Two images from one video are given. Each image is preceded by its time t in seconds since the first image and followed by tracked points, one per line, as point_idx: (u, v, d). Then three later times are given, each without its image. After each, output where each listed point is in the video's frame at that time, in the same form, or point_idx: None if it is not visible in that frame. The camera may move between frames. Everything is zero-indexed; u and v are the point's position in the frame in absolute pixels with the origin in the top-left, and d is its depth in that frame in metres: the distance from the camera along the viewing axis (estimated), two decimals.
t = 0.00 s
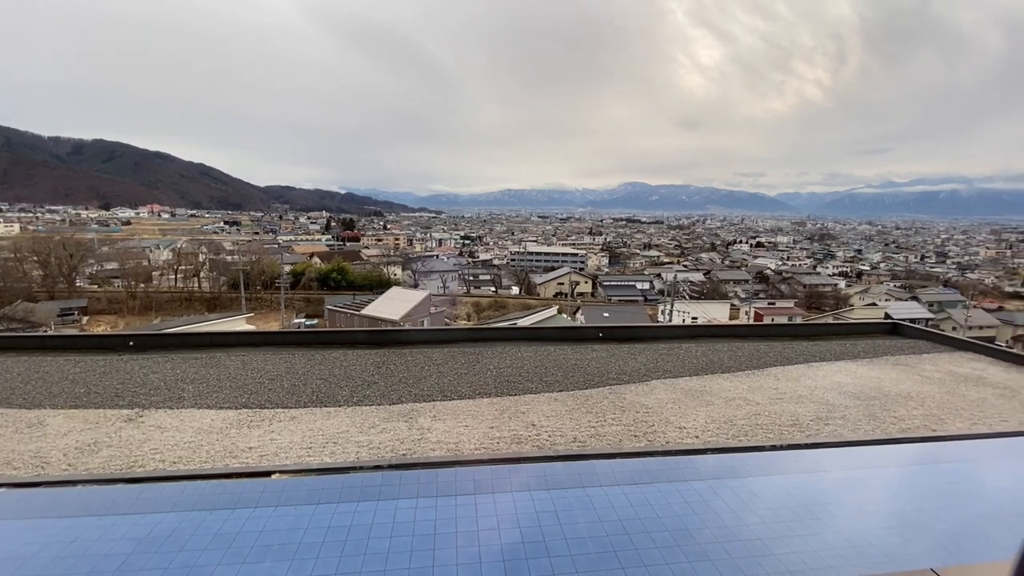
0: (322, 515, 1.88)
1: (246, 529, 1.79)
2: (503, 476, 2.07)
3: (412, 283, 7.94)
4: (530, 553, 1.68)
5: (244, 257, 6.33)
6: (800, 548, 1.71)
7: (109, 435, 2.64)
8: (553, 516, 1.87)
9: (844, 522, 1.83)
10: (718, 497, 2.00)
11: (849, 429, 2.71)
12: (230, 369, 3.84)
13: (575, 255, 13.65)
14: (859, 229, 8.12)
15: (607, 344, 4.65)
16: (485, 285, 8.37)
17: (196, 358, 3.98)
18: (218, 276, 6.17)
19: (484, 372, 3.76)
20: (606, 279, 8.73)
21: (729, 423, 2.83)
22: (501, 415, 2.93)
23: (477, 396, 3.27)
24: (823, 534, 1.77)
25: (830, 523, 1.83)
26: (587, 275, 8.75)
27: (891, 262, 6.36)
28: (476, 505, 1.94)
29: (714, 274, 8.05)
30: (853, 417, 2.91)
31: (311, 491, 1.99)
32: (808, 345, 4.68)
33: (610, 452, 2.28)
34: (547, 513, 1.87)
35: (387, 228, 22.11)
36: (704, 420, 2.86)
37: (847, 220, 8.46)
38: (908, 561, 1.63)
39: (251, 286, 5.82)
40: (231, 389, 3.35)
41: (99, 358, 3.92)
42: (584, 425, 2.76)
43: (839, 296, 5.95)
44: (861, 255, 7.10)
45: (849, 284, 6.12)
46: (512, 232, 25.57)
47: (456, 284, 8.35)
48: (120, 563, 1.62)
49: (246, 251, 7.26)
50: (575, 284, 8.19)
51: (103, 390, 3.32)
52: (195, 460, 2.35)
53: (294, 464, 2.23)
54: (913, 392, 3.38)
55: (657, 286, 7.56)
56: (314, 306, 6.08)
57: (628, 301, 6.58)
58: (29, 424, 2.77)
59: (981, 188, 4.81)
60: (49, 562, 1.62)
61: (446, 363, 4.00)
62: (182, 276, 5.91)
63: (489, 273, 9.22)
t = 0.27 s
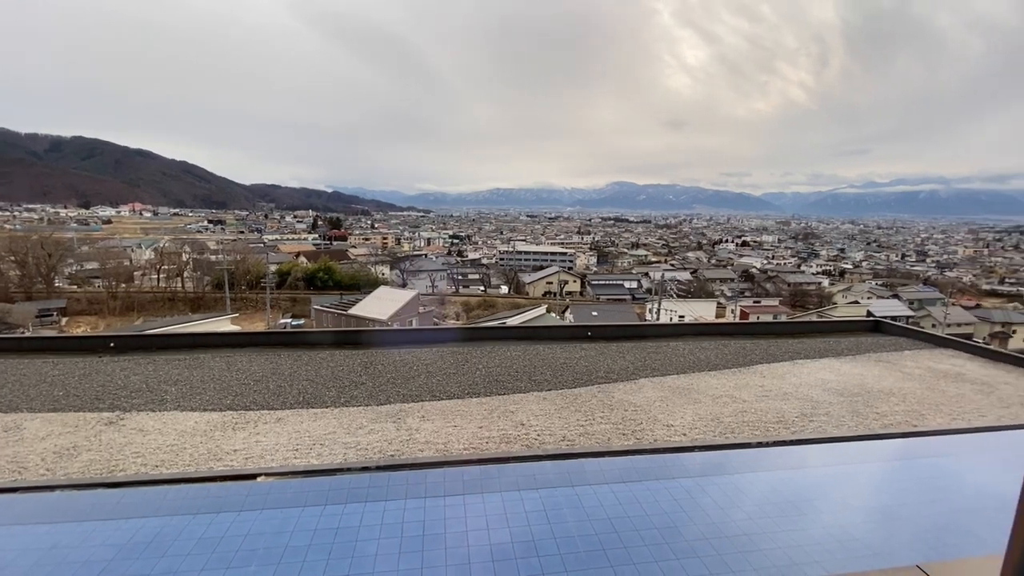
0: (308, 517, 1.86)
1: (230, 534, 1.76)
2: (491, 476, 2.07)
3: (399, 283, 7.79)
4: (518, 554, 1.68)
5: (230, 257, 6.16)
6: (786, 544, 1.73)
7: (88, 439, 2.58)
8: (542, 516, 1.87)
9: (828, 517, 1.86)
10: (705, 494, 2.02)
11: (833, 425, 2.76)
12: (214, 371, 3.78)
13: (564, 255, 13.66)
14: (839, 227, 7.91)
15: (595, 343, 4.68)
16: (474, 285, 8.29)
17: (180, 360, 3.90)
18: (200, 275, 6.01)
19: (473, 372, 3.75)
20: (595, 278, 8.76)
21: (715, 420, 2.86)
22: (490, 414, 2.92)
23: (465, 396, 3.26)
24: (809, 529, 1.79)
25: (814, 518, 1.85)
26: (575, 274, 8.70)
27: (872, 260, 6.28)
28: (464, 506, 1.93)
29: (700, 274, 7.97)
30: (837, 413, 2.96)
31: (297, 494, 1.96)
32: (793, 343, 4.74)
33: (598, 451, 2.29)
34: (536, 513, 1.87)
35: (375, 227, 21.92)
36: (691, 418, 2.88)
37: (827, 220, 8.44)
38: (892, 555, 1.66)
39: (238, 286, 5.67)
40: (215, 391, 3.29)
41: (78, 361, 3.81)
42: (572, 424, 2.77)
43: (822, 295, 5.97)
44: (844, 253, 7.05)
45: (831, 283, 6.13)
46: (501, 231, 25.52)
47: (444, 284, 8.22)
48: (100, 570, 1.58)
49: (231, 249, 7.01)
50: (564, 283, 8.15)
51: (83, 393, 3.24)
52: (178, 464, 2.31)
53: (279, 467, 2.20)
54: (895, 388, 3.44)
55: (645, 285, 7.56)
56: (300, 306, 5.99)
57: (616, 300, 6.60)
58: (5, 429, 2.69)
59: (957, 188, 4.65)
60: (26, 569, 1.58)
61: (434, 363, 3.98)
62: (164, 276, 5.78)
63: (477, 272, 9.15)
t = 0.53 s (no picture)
0: (296, 520, 1.84)
1: (216, 537, 1.73)
2: (481, 477, 2.06)
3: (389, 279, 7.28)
4: (509, 554, 1.67)
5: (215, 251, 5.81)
6: (773, 539, 1.75)
7: (68, 443, 2.51)
8: (532, 515, 1.87)
9: (813, 512, 1.88)
10: (693, 491, 2.03)
11: (818, 421, 2.80)
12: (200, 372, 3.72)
13: (553, 254, 13.63)
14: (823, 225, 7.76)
15: (584, 341, 4.72)
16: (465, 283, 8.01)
17: (164, 362, 3.84)
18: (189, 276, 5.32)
19: (461, 371, 3.74)
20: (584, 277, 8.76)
21: (703, 417, 2.88)
22: (479, 413, 2.91)
23: (454, 395, 3.24)
24: (794, 523, 1.82)
25: (799, 513, 1.88)
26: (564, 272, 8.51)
27: (855, 258, 6.14)
28: (453, 506, 1.92)
29: (687, 271, 7.65)
30: (821, 409, 3.00)
31: (284, 497, 1.94)
32: (779, 341, 4.80)
33: (588, 449, 2.30)
34: (526, 513, 1.87)
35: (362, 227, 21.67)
36: (679, 415, 2.90)
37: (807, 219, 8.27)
38: (875, 549, 1.69)
39: (224, 283, 5.39)
40: (200, 393, 3.24)
41: (58, 364, 3.72)
42: (562, 422, 2.78)
43: (807, 291, 5.87)
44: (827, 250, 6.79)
45: (816, 279, 6.02)
46: (489, 230, 25.42)
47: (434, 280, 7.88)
48: None
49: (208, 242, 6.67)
50: (553, 282, 7.99)
51: (63, 396, 3.16)
52: (162, 468, 2.26)
53: (266, 469, 2.17)
54: (878, 384, 3.50)
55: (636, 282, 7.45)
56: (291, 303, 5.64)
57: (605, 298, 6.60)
58: None
59: (938, 189, 4.73)
60: None
61: (423, 363, 3.96)
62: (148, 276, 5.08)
63: (465, 270, 8.80)
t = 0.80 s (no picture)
0: (280, 522, 1.81)
1: (199, 541, 1.70)
2: (469, 477, 2.06)
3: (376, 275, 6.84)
4: (498, 553, 1.66)
5: (191, 248, 4.67)
6: (758, 533, 1.77)
7: (45, 448, 2.45)
8: (520, 514, 1.86)
9: (796, 506, 1.92)
10: (680, 487, 2.05)
11: (801, 416, 2.85)
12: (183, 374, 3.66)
13: (541, 252, 13.64)
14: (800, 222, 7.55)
15: (572, 340, 4.76)
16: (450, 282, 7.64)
17: (145, 364, 3.76)
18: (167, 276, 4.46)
19: (449, 370, 3.73)
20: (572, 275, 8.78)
21: (690, 414, 2.91)
22: (467, 413, 2.91)
23: (442, 395, 3.23)
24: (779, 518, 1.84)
25: (783, 507, 1.91)
26: (553, 270, 8.06)
27: (836, 254, 5.96)
28: (440, 506, 1.91)
29: (673, 268, 6.97)
30: (805, 405, 3.05)
31: (269, 500, 1.92)
32: (765, 339, 4.85)
33: (575, 447, 2.31)
34: (514, 511, 1.86)
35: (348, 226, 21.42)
36: (666, 412, 2.93)
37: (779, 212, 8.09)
38: (858, 541, 1.72)
39: (207, 282, 4.72)
40: (184, 396, 3.18)
41: (34, 367, 3.62)
42: (550, 420, 2.78)
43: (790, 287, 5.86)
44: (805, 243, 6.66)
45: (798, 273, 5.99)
46: (477, 230, 25.36)
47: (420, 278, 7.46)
48: None
49: (132, 219, 4.79)
50: (541, 281, 7.78)
51: (40, 399, 3.08)
52: (143, 472, 2.21)
53: (250, 472, 2.14)
54: (860, 379, 3.58)
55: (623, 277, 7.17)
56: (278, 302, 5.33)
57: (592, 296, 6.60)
58: None
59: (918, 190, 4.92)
60: None
61: (411, 363, 3.94)
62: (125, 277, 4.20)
63: (451, 268, 8.43)
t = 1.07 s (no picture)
0: (263, 526, 1.78)
1: (180, 545, 1.66)
2: (456, 477, 2.06)
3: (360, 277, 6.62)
4: (486, 552, 1.66)
5: (170, 246, 4.58)
6: (743, 527, 1.80)
7: (18, 454, 2.37)
8: (507, 512, 1.86)
9: (779, 499, 1.95)
10: (665, 483, 2.07)
11: (783, 411, 2.90)
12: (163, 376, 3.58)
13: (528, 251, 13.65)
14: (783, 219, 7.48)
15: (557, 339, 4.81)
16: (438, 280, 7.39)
17: (123, 366, 3.67)
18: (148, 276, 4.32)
19: (435, 370, 3.71)
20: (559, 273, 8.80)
21: (675, 410, 2.94)
22: (454, 412, 2.90)
23: (428, 394, 3.22)
24: (761, 511, 1.87)
25: (766, 500, 1.94)
26: (539, 270, 7.65)
27: (817, 253, 6.16)
28: (426, 506, 1.90)
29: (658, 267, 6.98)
30: (787, 399, 3.11)
31: (251, 503, 1.89)
32: (748, 335, 4.93)
33: (562, 445, 2.32)
34: (501, 510, 1.86)
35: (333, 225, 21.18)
36: (651, 408, 2.96)
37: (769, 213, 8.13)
38: (838, 531, 1.75)
39: (188, 283, 4.63)
40: (164, 398, 3.12)
41: (6, 371, 3.51)
42: (537, 418, 2.79)
43: (773, 285, 6.07)
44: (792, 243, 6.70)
45: (780, 273, 6.17)
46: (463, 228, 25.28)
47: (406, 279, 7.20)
48: None
49: (109, 220, 4.59)
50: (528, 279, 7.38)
51: (13, 403, 2.99)
52: (121, 477, 2.16)
53: (233, 475, 2.10)
54: (840, 374, 3.65)
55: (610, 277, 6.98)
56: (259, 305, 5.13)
57: (579, 293, 6.62)
58: None
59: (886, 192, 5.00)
60: None
61: (397, 362, 3.91)
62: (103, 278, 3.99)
63: (440, 267, 7.39)
